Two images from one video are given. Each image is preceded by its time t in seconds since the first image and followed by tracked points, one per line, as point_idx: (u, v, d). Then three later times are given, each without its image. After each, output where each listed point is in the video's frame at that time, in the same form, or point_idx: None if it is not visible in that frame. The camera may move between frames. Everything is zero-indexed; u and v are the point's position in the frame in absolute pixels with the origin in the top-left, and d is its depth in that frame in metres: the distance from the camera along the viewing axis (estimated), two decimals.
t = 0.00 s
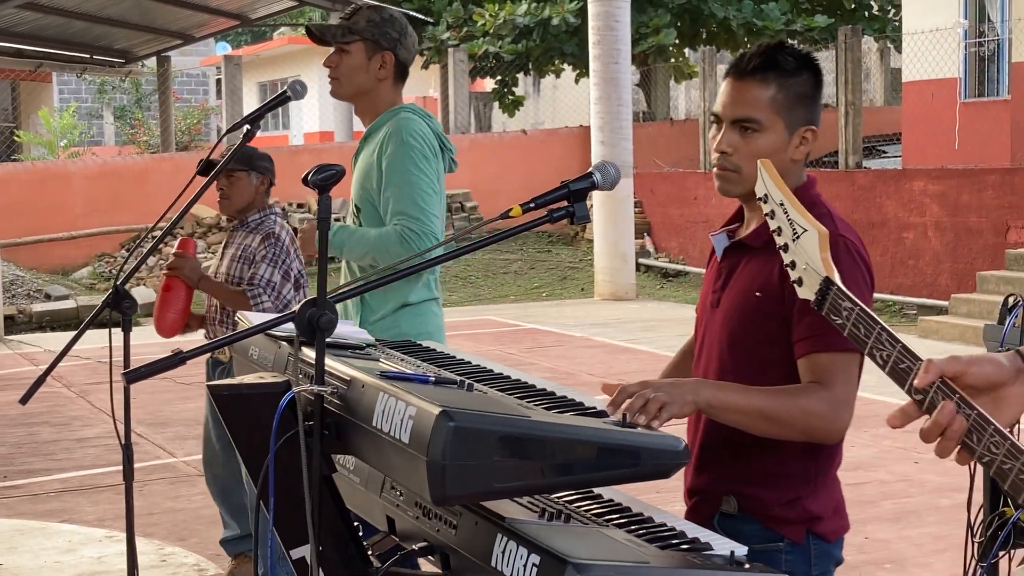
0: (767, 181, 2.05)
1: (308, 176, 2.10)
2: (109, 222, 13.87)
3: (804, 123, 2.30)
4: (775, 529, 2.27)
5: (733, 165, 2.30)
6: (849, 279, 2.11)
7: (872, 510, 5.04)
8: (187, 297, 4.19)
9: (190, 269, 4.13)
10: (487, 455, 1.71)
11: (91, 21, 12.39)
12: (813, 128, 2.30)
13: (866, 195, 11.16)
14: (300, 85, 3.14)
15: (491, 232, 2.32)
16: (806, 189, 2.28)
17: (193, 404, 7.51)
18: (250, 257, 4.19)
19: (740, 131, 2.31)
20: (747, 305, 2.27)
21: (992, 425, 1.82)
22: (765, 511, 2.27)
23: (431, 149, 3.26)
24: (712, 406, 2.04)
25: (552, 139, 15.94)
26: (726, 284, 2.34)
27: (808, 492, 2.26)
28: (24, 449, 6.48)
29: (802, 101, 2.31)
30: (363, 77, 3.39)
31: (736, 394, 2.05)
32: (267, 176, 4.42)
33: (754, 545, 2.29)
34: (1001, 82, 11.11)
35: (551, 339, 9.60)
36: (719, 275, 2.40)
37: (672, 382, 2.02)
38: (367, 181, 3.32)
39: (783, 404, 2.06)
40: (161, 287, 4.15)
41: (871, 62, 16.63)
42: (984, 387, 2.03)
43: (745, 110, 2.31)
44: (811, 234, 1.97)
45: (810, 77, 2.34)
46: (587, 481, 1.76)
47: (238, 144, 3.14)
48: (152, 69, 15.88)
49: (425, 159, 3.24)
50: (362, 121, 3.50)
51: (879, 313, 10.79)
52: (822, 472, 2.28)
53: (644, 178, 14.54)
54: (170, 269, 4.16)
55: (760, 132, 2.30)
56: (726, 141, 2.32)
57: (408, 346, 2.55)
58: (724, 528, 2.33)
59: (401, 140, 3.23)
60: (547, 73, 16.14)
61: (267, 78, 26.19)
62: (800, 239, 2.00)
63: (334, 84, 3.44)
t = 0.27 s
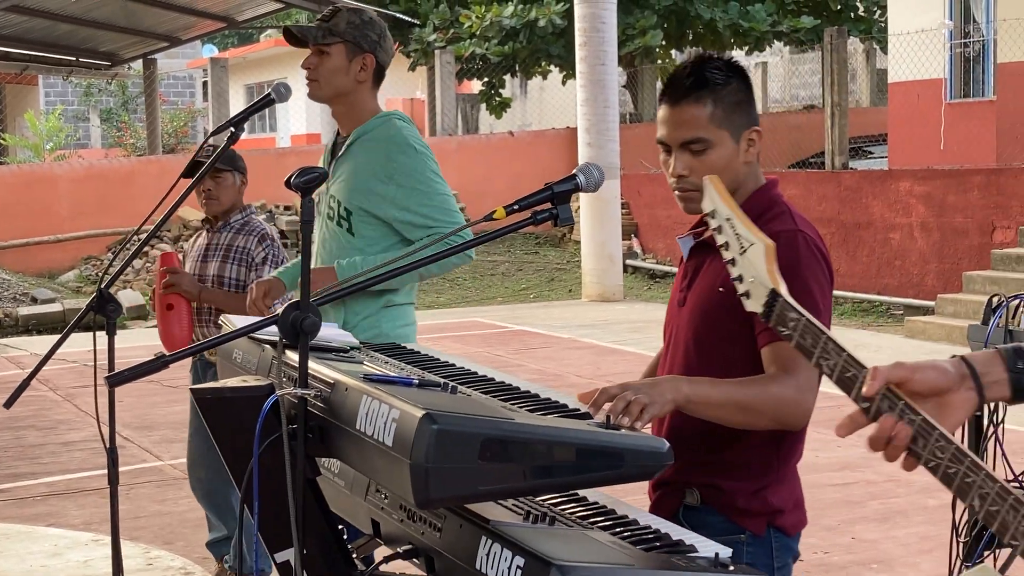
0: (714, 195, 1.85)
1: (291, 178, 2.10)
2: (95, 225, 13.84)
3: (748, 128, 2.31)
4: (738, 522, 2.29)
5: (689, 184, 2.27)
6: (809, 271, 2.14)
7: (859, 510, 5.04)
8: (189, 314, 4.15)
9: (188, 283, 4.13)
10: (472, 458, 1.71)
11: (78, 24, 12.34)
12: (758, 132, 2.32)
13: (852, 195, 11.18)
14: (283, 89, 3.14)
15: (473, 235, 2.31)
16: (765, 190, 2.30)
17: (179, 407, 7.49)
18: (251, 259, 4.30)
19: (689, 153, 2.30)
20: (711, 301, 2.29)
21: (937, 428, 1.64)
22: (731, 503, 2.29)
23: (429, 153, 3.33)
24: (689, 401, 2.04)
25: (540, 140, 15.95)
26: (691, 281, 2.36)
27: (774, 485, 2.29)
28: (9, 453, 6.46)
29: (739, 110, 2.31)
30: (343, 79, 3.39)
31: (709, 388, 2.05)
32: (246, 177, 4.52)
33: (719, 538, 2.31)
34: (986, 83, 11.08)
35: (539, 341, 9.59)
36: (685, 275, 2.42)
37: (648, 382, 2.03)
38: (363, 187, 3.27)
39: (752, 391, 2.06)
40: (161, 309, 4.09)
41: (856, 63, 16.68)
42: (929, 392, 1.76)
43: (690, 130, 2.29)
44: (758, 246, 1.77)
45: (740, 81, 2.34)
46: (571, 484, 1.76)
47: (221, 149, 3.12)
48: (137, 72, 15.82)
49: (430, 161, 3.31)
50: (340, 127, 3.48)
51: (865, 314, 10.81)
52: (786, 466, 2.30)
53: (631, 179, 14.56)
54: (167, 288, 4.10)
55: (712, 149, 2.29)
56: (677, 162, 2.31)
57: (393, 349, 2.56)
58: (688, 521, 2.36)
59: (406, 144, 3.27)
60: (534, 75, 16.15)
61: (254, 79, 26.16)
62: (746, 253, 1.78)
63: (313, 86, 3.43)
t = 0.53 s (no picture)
0: (632, 217, 1.92)
1: (278, 181, 2.10)
2: (85, 228, 13.80)
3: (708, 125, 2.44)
4: (727, 509, 2.39)
5: (659, 179, 2.44)
6: (777, 260, 2.29)
7: (849, 510, 5.05)
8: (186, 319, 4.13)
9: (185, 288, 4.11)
10: (459, 459, 1.70)
11: (67, 26, 12.31)
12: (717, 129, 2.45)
13: (842, 196, 11.20)
14: (271, 88, 3.14)
15: (461, 236, 2.32)
16: (728, 189, 2.45)
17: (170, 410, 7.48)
18: (245, 270, 4.31)
19: (650, 148, 2.43)
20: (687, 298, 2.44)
21: (873, 434, 1.62)
22: (720, 491, 2.39)
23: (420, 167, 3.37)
24: (677, 391, 2.09)
25: (530, 141, 15.94)
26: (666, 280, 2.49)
27: (761, 473, 2.39)
28: None
29: (696, 105, 2.44)
30: (329, 90, 3.38)
31: (699, 375, 2.11)
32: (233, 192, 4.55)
33: (706, 525, 2.41)
34: (975, 83, 11.12)
35: (529, 342, 9.59)
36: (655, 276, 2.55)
37: (637, 378, 2.06)
38: (356, 203, 3.27)
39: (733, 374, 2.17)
40: (158, 312, 4.06)
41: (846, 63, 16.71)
42: (859, 402, 1.72)
43: (652, 126, 2.42)
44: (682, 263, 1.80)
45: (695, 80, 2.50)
46: (558, 485, 1.76)
47: (206, 154, 3.10)
48: (127, 74, 15.80)
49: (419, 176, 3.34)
50: (325, 138, 3.47)
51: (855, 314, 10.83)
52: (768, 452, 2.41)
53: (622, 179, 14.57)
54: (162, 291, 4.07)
55: (673, 145, 2.42)
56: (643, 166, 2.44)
57: (381, 352, 2.55)
58: (677, 512, 2.44)
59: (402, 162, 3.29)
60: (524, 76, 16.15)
61: (244, 81, 26.14)
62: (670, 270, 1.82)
63: (299, 98, 3.41)
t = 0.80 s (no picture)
0: (559, 238, 2.17)
1: (271, 183, 2.09)
2: (79, 229, 13.79)
3: (673, 127, 2.47)
4: (725, 503, 2.40)
5: (630, 190, 2.48)
6: (762, 254, 2.31)
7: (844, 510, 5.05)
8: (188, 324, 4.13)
9: (183, 293, 4.11)
10: (452, 461, 1.70)
11: (61, 28, 12.28)
12: (684, 129, 2.47)
13: (837, 196, 11.20)
14: (264, 91, 3.13)
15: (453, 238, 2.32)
16: (711, 189, 2.48)
17: (165, 412, 7.48)
18: (236, 266, 4.30)
19: (618, 163, 2.47)
20: (675, 297, 2.47)
21: (817, 446, 1.79)
22: (714, 486, 2.40)
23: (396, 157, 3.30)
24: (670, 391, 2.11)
25: (525, 142, 15.94)
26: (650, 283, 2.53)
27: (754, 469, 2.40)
28: None
29: (660, 108, 2.48)
30: (320, 79, 3.39)
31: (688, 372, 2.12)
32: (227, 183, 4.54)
33: (705, 520, 2.41)
34: (969, 83, 11.14)
35: (524, 343, 9.60)
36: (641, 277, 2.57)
37: (628, 378, 2.11)
38: (329, 191, 3.24)
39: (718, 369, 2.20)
40: (158, 321, 4.08)
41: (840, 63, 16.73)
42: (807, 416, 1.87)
43: (617, 141, 2.46)
44: (615, 282, 2.11)
45: (661, 84, 2.53)
46: (551, 485, 1.76)
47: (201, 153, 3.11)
48: (121, 76, 15.76)
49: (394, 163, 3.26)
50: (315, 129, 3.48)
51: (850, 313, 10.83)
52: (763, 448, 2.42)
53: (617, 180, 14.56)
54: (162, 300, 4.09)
55: (635, 158, 2.45)
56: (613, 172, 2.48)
57: (375, 352, 2.55)
58: (675, 509, 2.44)
59: (371, 148, 3.22)
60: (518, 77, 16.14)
61: (239, 83, 26.12)
62: (601, 289, 2.12)
63: (290, 87, 3.44)
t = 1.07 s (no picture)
0: (513, 256, 2.25)
1: (268, 183, 2.09)
2: (78, 230, 13.80)
3: (644, 136, 2.47)
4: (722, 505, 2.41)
5: (614, 201, 2.52)
6: (760, 257, 2.33)
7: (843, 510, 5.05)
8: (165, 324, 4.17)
9: (162, 294, 4.14)
10: (449, 461, 1.70)
11: (58, 29, 12.26)
12: (656, 139, 2.46)
13: (835, 195, 11.21)
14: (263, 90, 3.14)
15: (448, 239, 2.32)
16: (708, 192, 2.48)
17: (163, 413, 7.48)
18: (223, 271, 4.29)
19: (598, 175, 2.51)
20: (672, 298, 2.47)
21: (795, 454, 1.93)
22: (713, 489, 2.41)
23: (353, 161, 3.29)
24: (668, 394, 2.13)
25: (523, 142, 15.94)
26: (648, 283, 2.52)
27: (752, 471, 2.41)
28: None
29: (634, 117, 2.49)
30: (312, 85, 3.44)
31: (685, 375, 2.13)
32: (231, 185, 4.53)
33: (702, 522, 2.42)
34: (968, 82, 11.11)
35: (523, 343, 9.60)
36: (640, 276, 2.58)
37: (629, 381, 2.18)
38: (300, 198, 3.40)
39: (714, 374, 2.22)
40: (136, 320, 4.13)
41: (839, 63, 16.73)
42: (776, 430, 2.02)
43: (594, 156, 2.49)
44: (575, 297, 2.19)
45: (640, 93, 2.54)
46: (547, 485, 1.76)
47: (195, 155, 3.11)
48: (120, 77, 15.75)
49: (345, 167, 3.27)
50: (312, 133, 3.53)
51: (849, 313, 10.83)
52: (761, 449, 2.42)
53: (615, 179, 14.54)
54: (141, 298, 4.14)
55: (608, 172, 2.49)
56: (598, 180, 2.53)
57: (373, 352, 2.55)
58: (673, 511, 2.45)
59: (324, 153, 3.29)
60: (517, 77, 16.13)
61: (237, 84, 26.10)
62: (561, 304, 2.20)
63: (284, 91, 3.49)
